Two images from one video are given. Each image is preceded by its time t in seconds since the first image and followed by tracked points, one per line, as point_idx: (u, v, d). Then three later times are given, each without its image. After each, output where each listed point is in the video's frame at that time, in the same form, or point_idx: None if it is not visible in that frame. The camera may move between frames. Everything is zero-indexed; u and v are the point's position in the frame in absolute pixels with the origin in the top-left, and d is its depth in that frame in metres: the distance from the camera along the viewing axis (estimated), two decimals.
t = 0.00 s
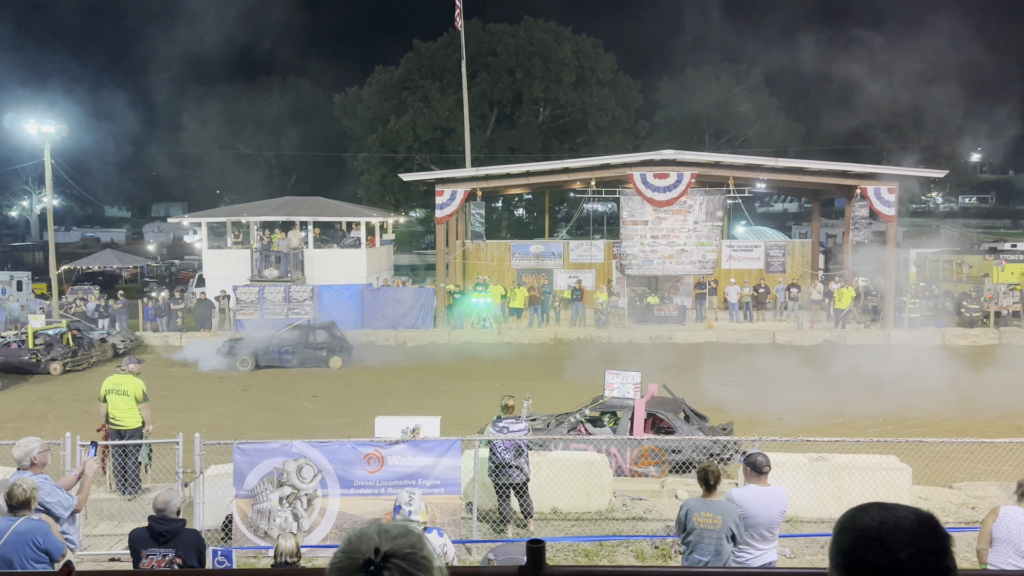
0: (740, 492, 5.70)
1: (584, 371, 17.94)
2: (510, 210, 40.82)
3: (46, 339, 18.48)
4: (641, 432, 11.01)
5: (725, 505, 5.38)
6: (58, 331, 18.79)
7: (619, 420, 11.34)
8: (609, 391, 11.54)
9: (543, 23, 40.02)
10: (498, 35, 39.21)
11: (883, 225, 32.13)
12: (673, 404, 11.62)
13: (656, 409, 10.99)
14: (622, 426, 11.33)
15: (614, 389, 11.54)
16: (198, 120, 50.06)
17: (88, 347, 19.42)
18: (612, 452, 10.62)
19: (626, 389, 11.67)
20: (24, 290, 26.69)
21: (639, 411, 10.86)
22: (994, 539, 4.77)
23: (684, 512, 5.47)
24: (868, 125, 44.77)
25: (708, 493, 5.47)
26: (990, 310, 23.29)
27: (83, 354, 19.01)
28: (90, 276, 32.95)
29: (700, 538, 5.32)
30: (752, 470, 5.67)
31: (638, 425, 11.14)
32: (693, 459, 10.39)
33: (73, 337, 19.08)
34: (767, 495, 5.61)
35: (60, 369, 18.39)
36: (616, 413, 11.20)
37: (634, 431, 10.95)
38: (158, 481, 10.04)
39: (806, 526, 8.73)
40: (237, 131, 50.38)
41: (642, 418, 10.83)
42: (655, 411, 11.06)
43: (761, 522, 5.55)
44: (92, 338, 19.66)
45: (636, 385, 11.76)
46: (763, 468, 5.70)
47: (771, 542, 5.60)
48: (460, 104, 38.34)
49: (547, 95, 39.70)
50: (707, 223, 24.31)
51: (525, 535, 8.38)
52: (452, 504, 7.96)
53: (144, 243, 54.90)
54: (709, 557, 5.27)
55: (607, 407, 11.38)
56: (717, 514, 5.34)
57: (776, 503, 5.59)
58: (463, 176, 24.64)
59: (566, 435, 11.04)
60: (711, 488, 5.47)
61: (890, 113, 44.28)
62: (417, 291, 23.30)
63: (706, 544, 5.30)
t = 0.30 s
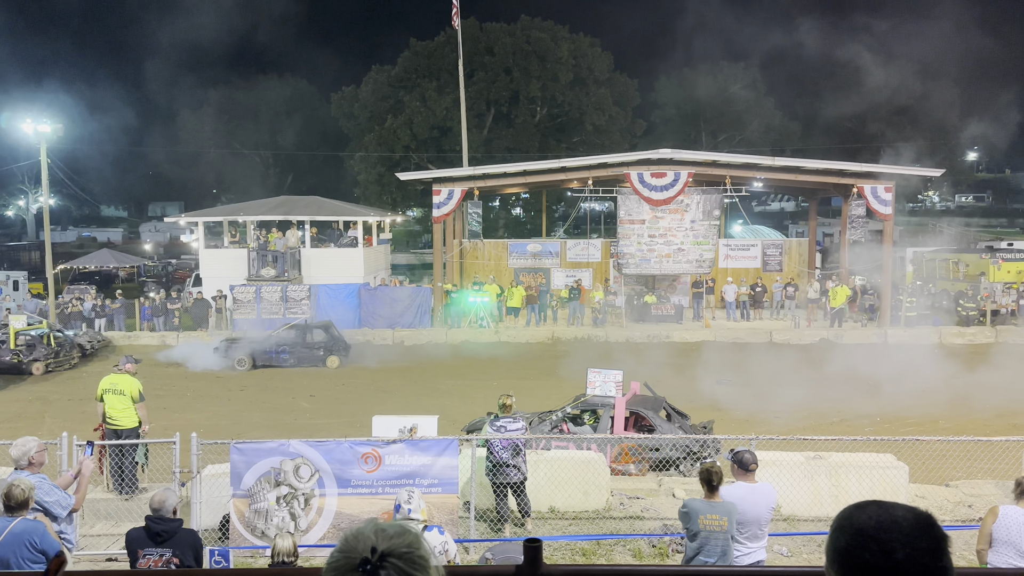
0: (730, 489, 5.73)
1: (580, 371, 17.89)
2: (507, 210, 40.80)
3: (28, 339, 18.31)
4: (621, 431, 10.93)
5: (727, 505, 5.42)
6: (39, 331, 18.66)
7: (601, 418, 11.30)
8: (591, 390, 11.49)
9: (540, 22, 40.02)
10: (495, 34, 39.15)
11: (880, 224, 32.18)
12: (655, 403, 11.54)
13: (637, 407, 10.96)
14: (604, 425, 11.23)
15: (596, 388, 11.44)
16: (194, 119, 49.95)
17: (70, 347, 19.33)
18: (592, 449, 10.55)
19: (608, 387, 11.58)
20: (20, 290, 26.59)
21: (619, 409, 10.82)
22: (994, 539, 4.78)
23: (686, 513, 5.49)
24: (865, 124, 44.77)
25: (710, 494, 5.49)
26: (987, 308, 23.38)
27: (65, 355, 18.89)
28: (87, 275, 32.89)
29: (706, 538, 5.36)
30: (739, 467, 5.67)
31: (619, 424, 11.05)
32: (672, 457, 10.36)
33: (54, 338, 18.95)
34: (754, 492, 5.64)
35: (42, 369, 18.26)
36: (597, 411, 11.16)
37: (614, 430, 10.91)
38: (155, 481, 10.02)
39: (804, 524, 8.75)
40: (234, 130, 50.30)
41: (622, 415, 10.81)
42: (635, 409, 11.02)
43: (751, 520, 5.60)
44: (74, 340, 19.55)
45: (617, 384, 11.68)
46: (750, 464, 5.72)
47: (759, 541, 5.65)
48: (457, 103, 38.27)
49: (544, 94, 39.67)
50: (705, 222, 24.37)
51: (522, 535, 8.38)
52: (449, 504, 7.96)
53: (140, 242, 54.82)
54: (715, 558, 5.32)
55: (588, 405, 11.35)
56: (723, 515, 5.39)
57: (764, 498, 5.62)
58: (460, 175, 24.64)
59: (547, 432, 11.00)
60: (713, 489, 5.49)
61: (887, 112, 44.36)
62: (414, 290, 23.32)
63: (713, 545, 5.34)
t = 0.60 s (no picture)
0: (731, 486, 5.85)
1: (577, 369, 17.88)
2: (506, 208, 40.80)
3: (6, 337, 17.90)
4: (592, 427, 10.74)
5: (733, 503, 5.47)
6: (19, 331, 18.43)
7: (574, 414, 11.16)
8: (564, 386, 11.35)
9: (539, 20, 39.97)
10: (494, 32, 39.11)
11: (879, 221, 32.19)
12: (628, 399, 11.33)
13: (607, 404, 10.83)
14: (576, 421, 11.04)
15: (569, 384, 11.23)
16: (193, 117, 49.89)
17: (47, 346, 19.07)
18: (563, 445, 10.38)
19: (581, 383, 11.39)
20: (17, 288, 26.52)
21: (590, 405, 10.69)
22: (992, 538, 4.78)
23: (694, 512, 5.51)
24: (865, 122, 44.72)
25: (717, 493, 5.55)
26: (986, 306, 23.41)
27: (43, 353, 18.67)
28: (86, 274, 32.90)
29: (715, 536, 5.37)
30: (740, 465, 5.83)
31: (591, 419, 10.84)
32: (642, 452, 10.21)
33: (33, 337, 18.78)
34: (755, 489, 5.77)
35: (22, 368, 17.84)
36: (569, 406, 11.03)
37: (586, 426, 10.78)
38: (154, 480, 10.02)
39: (803, 522, 8.76)
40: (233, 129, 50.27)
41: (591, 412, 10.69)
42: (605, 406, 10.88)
43: (753, 518, 5.72)
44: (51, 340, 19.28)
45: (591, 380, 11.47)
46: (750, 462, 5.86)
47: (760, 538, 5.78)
48: (456, 101, 38.20)
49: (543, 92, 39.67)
50: (704, 220, 24.43)
51: (521, 533, 8.38)
52: (448, 502, 7.98)
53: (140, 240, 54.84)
54: (724, 556, 5.32)
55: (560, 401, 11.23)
56: (730, 513, 5.43)
57: (765, 496, 5.76)
58: (459, 173, 24.65)
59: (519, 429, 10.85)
60: (719, 487, 5.56)
61: (885, 110, 44.37)
62: (414, 289, 23.31)
63: (720, 544, 5.35)
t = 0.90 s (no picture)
0: (737, 485, 5.95)
1: (579, 367, 17.90)
2: (508, 205, 40.78)
3: None
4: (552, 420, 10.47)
5: (743, 504, 5.48)
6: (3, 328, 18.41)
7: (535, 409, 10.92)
8: (526, 382, 11.06)
9: (540, 17, 39.87)
10: (496, 29, 39.05)
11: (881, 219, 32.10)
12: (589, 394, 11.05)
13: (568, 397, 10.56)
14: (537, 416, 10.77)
15: (531, 379, 10.96)
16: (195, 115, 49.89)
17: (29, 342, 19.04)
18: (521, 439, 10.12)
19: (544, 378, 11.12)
20: (20, 286, 26.51)
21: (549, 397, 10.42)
22: (996, 537, 4.77)
23: (703, 511, 5.52)
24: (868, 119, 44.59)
25: (725, 492, 5.56)
26: (989, 304, 23.35)
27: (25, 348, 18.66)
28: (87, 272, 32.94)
29: (724, 536, 5.38)
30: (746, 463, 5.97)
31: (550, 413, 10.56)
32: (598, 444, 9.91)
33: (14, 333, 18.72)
34: (761, 488, 5.87)
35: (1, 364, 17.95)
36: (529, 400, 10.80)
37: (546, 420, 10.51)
38: (156, 477, 10.03)
39: (805, 519, 8.77)
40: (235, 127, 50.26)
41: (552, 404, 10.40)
42: (566, 398, 10.62)
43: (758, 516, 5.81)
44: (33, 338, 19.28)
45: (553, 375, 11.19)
46: (756, 461, 6.03)
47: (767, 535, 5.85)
48: (458, 98, 38.12)
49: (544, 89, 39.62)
50: (706, 217, 24.37)
51: (523, 530, 8.38)
52: (451, 499, 7.99)
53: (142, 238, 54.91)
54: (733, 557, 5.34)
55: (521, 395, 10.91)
56: (739, 514, 5.43)
57: (771, 494, 5.86)
58: (461, 171, 24.60)
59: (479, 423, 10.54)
60: (728, 486, 5.58)
61: (888, 107, 44.25)
62: (415, 286, 23.28)
63: (729, 544, 5.36)
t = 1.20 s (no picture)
0: (746, 482, 5.95)
1: (585, 362, 17.90)
2: (514, 201, 40.77)
3: None
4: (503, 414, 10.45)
5: (754, 502, 5.47)
6: None
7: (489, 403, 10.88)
8: (478, 376, 10.99)
9: (547, 12, 39.75)
10: (502, 24, 38.99)
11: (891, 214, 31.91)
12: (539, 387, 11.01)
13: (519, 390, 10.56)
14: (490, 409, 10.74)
15: (482, 374, 10.87)
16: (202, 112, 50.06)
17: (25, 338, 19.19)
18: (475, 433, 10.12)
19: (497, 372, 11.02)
20: (29, 282, 26.59)
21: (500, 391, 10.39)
22: (1005, 535, 4.76)
23: (713, 507, 5.53)
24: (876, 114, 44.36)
25: (736, 489, 5.54)
26: (998, 300, 23.22)
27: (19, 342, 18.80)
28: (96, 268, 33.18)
29: (735, 532, 5.39)
30: (755, 459, 5.99)
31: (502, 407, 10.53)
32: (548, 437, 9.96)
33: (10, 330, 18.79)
34: (769, 485, 5.88)
35: None
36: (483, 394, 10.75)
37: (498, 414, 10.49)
38: (165, 473, 10.09)
39: (812, 516, 8.75)
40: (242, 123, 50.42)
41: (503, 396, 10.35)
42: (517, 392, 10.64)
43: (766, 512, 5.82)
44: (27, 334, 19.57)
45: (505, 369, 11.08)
46: (765, 458, 6.04)
47: (774, 532, 5.85)
48: (464, 95, 38.12)
49: (551, 85, 39.59)
50: (713, 214, 24.25)
51: (530, 526, 8.39)
52: (458, 495, 8.01)
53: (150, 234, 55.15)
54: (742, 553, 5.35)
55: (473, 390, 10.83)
56: (749, 511, 5.42)
57: (778, 491, 5.86)
58: (468, 167, 24.59)
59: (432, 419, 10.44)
60: (737, 483, 5.57)
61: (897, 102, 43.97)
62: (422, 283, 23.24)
63: (737, 541, 5.37)
